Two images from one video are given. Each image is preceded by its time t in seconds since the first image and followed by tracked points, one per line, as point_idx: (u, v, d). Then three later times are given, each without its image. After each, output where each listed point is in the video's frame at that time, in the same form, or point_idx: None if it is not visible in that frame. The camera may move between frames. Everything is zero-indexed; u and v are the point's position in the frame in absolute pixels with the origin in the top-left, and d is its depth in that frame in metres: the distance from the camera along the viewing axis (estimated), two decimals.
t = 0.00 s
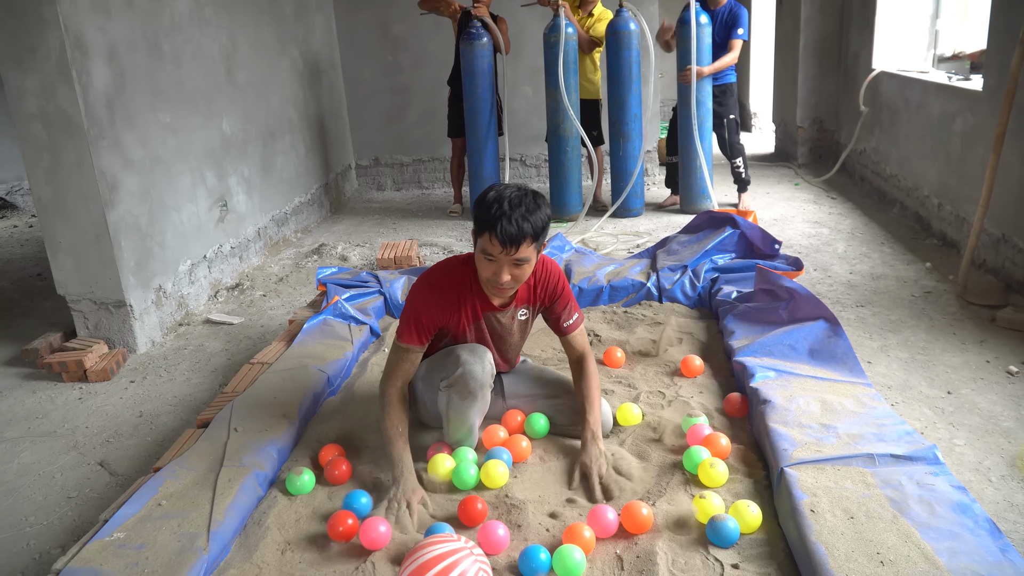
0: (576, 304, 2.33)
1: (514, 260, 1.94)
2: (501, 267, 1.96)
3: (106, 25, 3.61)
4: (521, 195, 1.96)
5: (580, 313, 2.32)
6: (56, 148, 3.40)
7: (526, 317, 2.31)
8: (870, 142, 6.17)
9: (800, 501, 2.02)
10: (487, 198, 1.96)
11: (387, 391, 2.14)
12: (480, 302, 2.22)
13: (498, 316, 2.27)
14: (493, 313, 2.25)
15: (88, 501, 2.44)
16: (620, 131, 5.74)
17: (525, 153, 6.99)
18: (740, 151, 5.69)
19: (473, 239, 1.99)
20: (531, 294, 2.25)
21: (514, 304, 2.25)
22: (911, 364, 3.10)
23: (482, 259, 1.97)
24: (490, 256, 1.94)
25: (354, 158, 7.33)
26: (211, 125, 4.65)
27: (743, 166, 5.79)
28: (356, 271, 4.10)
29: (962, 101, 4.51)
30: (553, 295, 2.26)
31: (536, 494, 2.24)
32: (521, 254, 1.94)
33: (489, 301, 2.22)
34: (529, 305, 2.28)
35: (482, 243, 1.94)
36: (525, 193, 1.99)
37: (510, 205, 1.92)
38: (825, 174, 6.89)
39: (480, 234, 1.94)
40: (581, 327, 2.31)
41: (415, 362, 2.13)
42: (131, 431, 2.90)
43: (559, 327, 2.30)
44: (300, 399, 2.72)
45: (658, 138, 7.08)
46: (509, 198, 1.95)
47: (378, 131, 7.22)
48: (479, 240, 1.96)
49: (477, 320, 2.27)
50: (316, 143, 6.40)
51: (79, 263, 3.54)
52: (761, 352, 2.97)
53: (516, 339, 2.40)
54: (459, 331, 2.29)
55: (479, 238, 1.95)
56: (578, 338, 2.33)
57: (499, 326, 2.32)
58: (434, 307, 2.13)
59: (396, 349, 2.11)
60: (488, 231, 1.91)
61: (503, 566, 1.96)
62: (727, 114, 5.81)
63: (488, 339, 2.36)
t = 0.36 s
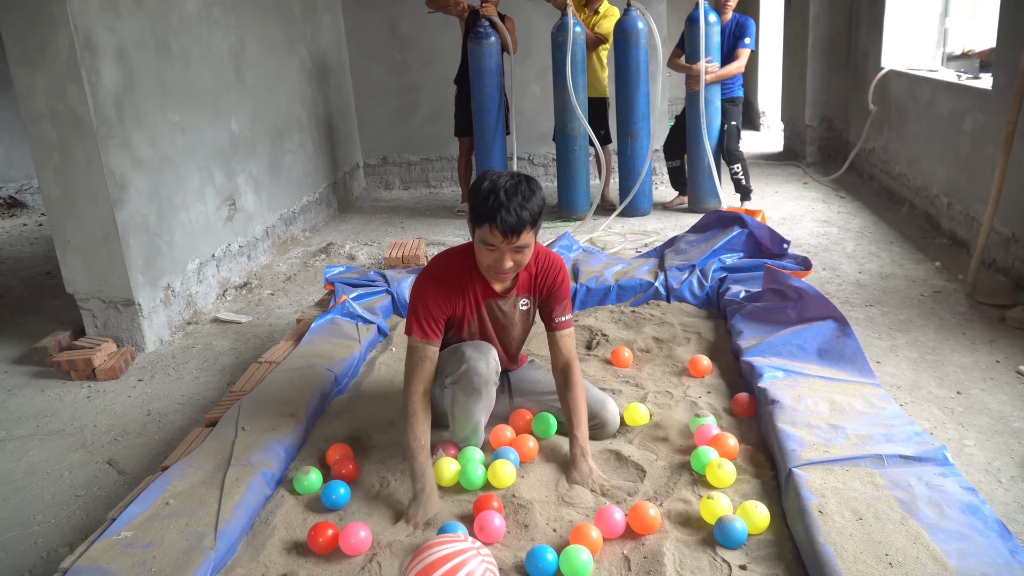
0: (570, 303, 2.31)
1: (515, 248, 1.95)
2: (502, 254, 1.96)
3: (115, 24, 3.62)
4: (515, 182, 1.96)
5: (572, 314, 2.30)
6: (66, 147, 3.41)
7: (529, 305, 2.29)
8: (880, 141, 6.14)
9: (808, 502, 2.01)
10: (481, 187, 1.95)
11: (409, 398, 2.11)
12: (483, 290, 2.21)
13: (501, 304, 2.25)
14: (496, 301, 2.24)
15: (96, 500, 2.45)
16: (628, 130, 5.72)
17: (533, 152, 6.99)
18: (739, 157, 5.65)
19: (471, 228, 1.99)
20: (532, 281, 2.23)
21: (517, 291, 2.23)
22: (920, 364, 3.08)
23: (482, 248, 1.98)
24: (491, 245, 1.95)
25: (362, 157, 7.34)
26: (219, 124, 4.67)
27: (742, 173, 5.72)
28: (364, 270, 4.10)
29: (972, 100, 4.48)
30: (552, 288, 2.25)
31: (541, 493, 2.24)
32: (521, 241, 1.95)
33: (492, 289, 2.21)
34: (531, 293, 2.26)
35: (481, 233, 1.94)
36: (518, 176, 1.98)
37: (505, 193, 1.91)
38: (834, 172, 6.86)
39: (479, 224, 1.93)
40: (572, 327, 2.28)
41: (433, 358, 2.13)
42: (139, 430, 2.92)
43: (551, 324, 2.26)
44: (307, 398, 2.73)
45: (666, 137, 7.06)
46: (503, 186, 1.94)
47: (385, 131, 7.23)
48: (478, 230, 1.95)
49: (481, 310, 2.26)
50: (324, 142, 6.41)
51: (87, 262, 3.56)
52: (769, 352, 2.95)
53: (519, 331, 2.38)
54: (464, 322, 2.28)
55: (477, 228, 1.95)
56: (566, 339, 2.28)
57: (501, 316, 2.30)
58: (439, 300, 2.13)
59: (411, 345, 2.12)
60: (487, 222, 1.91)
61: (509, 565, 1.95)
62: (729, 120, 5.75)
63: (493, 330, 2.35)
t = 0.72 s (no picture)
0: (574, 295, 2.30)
1: (549, 241, 1.97)
2: (536, 250, 1.97)
3: (123, 17, 3.63)
4: (535, 176, 1.96)
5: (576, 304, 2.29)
6: (74, 141, 3.42)
7: (533, 299, 2.30)
8: (890, 135, 6.09)
9: (815, 498, 2.00)
10: (506, 188, 1.93)
11: (419, 390, 2.10)
12: (488, 283, 2.20)
13: (506, 298, 2.25)
14: (501, 295, 2.24)
15: (104, 492, 2.47)
16: (636, 124, 5.70)
17: (541, 147, 6.97)
18: (745, 154, 5.61)
19: (497, 229, 1.95)
20: (536, 275, 2.24)
21: (521, 285, 2.24)
22: (929, 360, 3.06)
23: (514, 246, 1.96)
24: (526, 242, 1.94)
25: (369, 151, 7.34)
26: (227, 118, 4.67)
27: (749, 168, 5.72)
28: (372, 264, 4.10)
29: (983, 94, 4.44)
30: (557, 280, 2.25)
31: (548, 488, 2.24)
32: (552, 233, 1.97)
33: (497, 283, 2.21)
34: (536, 288, 2.27)
35: (517, 232, 1.92)
36: (533, 171, 1.99)
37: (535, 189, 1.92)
38: (843, 167, 6.82)
39: (514, 224, 1.91)
40: (575, 318, 2.27)
41: (440, 352, 2.11)
42: (146, 423, 2.93)
43: (555, 316, 2.26)
44: (314, 392, 2.73)
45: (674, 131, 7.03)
46: (527, 182, 1.94)
47: (393, 125, 7.23)
48: (510, 230, 1.93)
49: (487, 303, 2.25)
50: (331, 136, 6.41)
51: (96, 255, 3.58)
52: (777, 347, 2.94)
53: (524, 325, 2.38)
54: (469, 316, 2.27)
55: (511, 228, 1.92)
56: (568, 333, 2.26)
57: (506, 311, 2.30)
58: (445, 292, 2.11)
59: (419, 341, 2.08)
60: (524, 220, 1.90)
61: (515, 559, 1.95)
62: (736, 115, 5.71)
63: (498, 324, 2.34)
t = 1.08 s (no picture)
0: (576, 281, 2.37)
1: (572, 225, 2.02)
2: (563, 235, 2.01)
3: (129, 9, 3.62)
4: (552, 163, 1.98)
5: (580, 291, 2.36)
6: (80, 133, 3.42)
7: (535, 290, 2.31)
8: (898, 130, 6.05)
9: (821, 495, 1.99)
10: (534, 178, 1.92)
11: (425, 385, 2.08)
12: (491, 275, 2.19)
13: (510, 290, 2.26)
14: (505, 287, 2.24)
15: (109, 485, 2.47)
16: (643, 118, 5.67)
17: (547, 140, 6.94)
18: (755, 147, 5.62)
19: (529, 221, 1.94)
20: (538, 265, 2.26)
21: (524, 276, 2.24)
22: (936, 356, 3.04)
23: (546, 235, 1.97)
24: (558, 230, 1.97)
25: (376, 144, 7.33)
26: (233, 111, 4.67)
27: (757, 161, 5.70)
28: (377, 258, 4.10)
29: (993, 89, 4.40)
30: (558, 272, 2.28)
31: (552, 483, 2.24)
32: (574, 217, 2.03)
33: (501, 275, 2.20)
34: (538, 279, 2.28)
35: (553, 221, 1.94)
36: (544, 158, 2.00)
37: (563, 176, 1.94)
38: (851, 161, 6.78)
39: (551, 213, 1.92)
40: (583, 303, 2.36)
41: (444, 345, 2.09)
42: (152, 415, 2.94)
43: (564, 304, 2.34)
44: (320, 385, 2.73)
45: (682, 125, 7.00)
46: (552, 169, 1.95)
47: (399, 118, 7.21)
48: (546, 220, 1.94)
49: (491, 295, 2.25)
50: (337, 129, 6.40)
51: (102, 247, 3.58)
52: (784, 343, 2.93)
53: (527, 316, 2.39)
54: (474, 309, 2.26)
55: (548, 217, 1.93)
56: (578, 315, 2.36)
57: (510, 303, 2.30)
58: (449, 284, 2.10)
59: (424, 336, 2.07)
60: (561, 207, 1.92)
61: (520, 554, 1.95)
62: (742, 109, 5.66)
63: (502, 316, 2.34)
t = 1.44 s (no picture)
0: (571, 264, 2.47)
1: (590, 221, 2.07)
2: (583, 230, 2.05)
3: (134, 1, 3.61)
4: (579, 159, 2.01)
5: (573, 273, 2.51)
6: (85, 125, 3.42)
7: (543, 280, 2.33)
8: (905, 126, 6.01)
9: (827, 493, 1.98)
10: (567, 170, 1.95)
11: (422, 374, 2.05)
12: (502, 267, 2.19)
13: (520, 281, 2.26)
14: (516, 278, 2.24)
15: (112, 478, 2.47)
16: (649, 113, 5.64)
17: (552, 135, 6.92)
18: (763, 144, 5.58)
19: (557, 213, 1.97)
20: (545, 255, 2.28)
21: (534, 267, 2.26)
22: (942, 354, 3.03)
23: (571, 229, 2.00)
24: (581, 224, 2.01)
25: (381, 138, 7.31)
26: (239, 103, 4.66)
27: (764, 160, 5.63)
28: (382, 252, 4.09)
29: (1001, 86, 4.37)
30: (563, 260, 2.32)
31: (556, 479, 2.23)
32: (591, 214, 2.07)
33: (511, 266, 2.21)
34: (545, 267, 2.31)
35: (580, 214, 1.98)
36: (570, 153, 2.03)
37: (591, 172, 1.98)
38: (857, 158, 6.74)
39: (579, 207, 1.96)
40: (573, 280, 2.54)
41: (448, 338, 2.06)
42: (155, 408, 2.94)
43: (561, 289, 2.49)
44: (323, 379, 2.73)
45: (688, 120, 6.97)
46: (581, 164, 1.99)
47: (404, 111, 7.19)
48: (573, 213, 1.97)
49: (502, 288, 2.24)
50: (343, 122, 6.39)
51: (106, 240, 3.58)
52: (789, 340, 2.91)
53: (536, 309, 2.40)
54: (484, 302, 2.26)
55: (576, 211, 1.97)
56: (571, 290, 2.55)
57: (520, 295, 2.30)
58: (462, 276, 2.09)
59: (428, 327, 2.04)
60: (588, 201, 1.97)
61: (523, 551, 1.95)
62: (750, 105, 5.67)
63: (511, 310, 2.34)
